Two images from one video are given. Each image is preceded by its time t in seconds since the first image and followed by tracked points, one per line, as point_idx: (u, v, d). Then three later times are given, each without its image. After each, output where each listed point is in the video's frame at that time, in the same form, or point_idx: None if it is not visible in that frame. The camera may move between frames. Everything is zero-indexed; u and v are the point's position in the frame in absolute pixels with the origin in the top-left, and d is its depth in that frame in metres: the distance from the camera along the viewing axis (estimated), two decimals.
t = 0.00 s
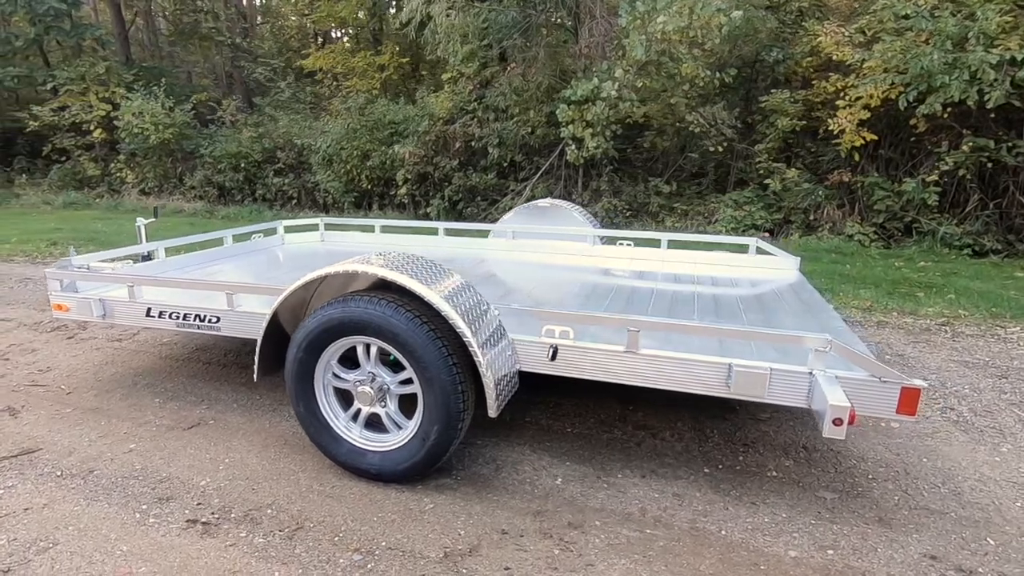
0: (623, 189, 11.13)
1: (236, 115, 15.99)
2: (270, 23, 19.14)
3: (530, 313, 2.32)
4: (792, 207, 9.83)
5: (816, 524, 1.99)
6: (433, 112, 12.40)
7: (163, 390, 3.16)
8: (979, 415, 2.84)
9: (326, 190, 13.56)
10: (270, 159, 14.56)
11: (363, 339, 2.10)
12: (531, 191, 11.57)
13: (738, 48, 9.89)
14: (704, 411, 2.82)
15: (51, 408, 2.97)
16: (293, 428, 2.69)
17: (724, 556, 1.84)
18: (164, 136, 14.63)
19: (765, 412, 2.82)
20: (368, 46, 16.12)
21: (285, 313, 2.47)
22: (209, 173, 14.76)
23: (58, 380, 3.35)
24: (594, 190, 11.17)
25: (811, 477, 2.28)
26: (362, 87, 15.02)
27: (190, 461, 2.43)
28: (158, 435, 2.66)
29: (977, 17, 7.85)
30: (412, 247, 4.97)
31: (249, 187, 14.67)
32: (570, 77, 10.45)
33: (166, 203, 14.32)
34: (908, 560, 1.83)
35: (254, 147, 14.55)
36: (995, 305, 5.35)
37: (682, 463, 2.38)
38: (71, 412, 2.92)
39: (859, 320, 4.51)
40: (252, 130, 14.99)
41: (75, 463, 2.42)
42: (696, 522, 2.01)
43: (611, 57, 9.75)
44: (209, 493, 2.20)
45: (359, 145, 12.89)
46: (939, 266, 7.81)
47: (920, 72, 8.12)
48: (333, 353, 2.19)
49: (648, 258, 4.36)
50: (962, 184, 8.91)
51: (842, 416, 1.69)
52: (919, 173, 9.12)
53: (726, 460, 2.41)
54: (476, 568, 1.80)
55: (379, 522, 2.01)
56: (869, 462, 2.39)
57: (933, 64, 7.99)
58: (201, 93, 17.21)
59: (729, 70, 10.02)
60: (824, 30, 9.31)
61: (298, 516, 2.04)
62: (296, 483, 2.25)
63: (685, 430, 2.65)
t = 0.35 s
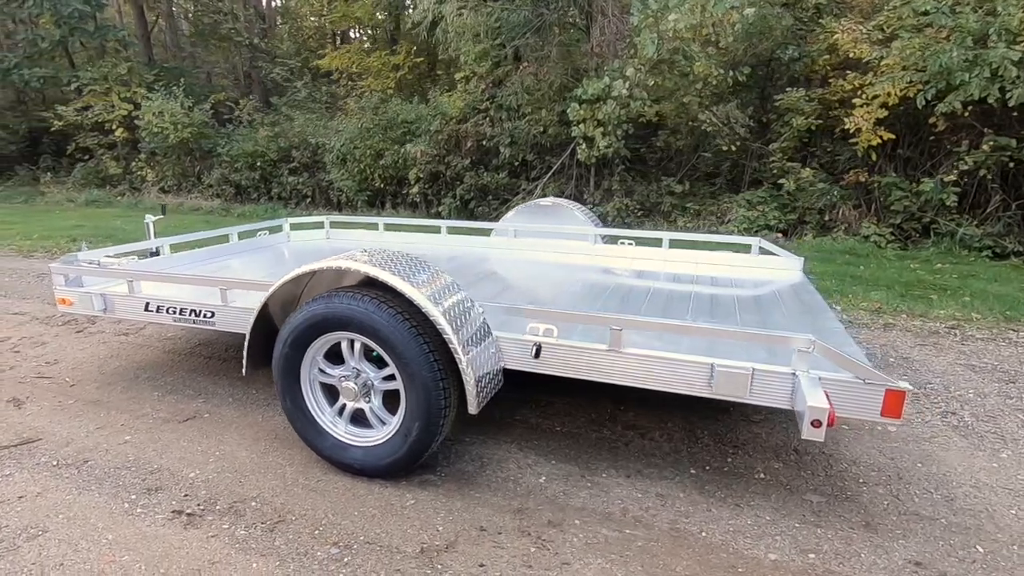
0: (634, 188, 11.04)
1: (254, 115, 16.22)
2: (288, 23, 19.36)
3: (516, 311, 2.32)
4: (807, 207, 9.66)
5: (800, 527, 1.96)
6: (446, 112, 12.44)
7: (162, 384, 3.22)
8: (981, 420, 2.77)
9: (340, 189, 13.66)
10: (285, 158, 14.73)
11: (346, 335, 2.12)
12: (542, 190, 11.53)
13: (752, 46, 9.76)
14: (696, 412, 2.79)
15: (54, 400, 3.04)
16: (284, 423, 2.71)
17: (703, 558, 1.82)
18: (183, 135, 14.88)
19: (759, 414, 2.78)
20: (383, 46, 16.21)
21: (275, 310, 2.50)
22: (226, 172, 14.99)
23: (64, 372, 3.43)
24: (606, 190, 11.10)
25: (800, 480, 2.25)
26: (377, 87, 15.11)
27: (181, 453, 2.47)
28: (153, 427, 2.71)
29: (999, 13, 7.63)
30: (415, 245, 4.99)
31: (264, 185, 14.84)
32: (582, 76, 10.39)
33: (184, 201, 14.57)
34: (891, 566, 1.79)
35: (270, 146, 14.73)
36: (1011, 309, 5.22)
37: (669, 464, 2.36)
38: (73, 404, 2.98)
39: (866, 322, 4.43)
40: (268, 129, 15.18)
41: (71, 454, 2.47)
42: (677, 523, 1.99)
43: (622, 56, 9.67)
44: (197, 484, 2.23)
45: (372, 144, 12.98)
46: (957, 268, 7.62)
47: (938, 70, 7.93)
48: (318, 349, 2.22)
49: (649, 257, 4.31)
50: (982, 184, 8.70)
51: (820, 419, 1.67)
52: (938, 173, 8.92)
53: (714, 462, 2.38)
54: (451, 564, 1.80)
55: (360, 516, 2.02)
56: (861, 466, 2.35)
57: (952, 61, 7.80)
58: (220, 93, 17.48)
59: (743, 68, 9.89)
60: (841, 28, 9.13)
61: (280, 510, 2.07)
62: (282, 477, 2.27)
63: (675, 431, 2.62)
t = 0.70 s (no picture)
0: (647, 188, 10.93)
1: (273, 115, 16.44)
2: (307, 24, 19.59)
3: (500, 309, 2.32)
4: (824, 207, 9.47)
5: (780, 531, 1.93)
6: (460, 111, 12.47)
7: (163, 376, 3.29)
8: (984, 426, 2.69)
9: (354, 187, 13.76)
10: (302, 157, 14.88)
11: (330, 330, 2.14)
12: (555, 189, 11.47)
13: (769, 43, 9.60)
14: (687, 413, 2.75)
15: (59, 392, 3.12)
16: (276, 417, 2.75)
17: (678, 560, 1.80)
18: (203, 134, 15.14)
19: (751, 415, 2.74)
20: (399, 46, 16.29)
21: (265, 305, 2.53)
22: (244, 171, 15.22)
23: (71, 365, 3.52)
24: (619, 189, 11.00)
25: (786, 483, 2.21)
26: (393, 87, 15.19)
27: (173, 445, 2.51)
28: (150, 419, 2.77)
29: None
30: (418, 243, 5.02)
31: (282, 184, 15.02)
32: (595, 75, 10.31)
33: (203, 199, 14.82)
34: (871, 573, 1.75)
35: (287, 145, 14.89)
36: None
37: (654, 465, 2.34)
38: (76, 396, 3.06)
39: (873, 325, 4.34)
40: (286, 128, 15.35)
41: (69, 444, 2.54)
42: (656, 524, 1.97)
43: (635, 55, 9.57)
44: (185, 475, 2.27)
45: (387, 144, 13.07)
46: (978, 270, 7.41)
47: (961, 67, 7.70)
48: (303, 344, 2.24)
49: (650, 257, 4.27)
50: (1007, 184, 8.44)
51: (795, 420, 1.66)
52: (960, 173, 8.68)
53: (700, 463, 2.35)
54: (425, 559, 1.81)
55: (340, 510, 2.04)
56: (852, 470, 2.30)
57: (975, 58, 7.58)
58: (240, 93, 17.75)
59: (759, 66, 9.73)
60: (860, 24, 8.91)
61: (263, 502, 2.10)
62: (269, 470, 2.30)
63: (664, 431, 2.60)
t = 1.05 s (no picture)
0: (660, 188, 10.83)
1: (290, 114, 16.62)
2: (324, 24, 19.77)
3: (487, 309, 2.31)
4: (840, 208, 9.30)
5: (763, 535, 1.91)
6: (473, 110, 12.49)
7: (165, 371, 3.35)
8: (985, 432, 2.63)
9: (368, 186, 13.86)
10: (317, 156, 15.01)
11: (316, 328, 2.16)
12: (567, 189, 11.40)
13: (784, 42, 9.46)
14: (680, 416, 2.73)
15: (65, 385, 3.20)
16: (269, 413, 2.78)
17: (656, 562, 1.79)
18: (221, 134, 15.37)
19: (744, 419, 2.70)
20: (414, 46, 16.35)
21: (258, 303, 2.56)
22: (261, 170, 15.43)
23: (78, 359, 3.61)
24: (631, 189, 10.91)
25: (775, 488, 2.18)
26: (408, 87, 15.28)
27: (168, 439, 2.56)
28: (149, 413, 2.82)
29: None
30: (423, 242, 5.06)
31: (297, 182, 15.18)
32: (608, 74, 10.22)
33: (221, 198, 15.05)
34: None
35: (303, 145, 15.03)
36: None
37: (642, 467, 2.32)
38: (80, 389, 3.14)
39: (879, 328, 4.26)
40: (302, 128, 15.49)
41: (68, 436, 2.60)
42: (637, 526, 1.96)
43: (647, 53, 9.39)
44: (177, 469, 2.32)
45: (400, 143, 13.13)
46: (999, 273, 7.20)
47: (982, 65, 7.48)
48: (292, 341, 2.27)
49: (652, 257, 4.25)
50: None
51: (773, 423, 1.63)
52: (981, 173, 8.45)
53: (688, 466, 2.33)
54: (402, 556, 1.82)
55: (324, 506, 2.06)
56: (843, 476, 2.26)
57: (998, 55, 7.35)
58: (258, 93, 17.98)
59: (774, 63, 9.57)
60: (879, 21, 8.70)
61: (249, 496, 2.13)
62: (258, 465, 2.34)
63: (655, 433, 2.58)
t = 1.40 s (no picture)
0: (675, 188, 10.71)
1: (308, 114, 16.81)
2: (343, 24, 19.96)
3: (474, 309, 2.32)
4: (859, 209, 9.10)
5: (744, 541, 1.88)
6: (487, 110, 12.49)
7: (169, 365, 3.42)
8: (986, 440, 2.56)
9: (384, 185, 13.95)
10: (333, 156, 15.14)
11: (303, 325, 2.20)
12: (580, 189, 11.31)
13: (802, 40, 9.29)
14: (672, 418, 2.70)
15: (72, 378, 3.29)
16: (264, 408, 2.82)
17: (632, 565, 1.78)
18: (240, 133, 15.63)
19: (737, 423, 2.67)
20: (431, 46, 16.40)
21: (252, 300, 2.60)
22: (280, 169, 15.66)
23: (88, 353, 3.71)
24: (645, 190, 10.77)
25: (761, 493, 2.15)
26: (424, 87, 15.35)
27: (165, 432, 2.62)
28: (149, 406, 2.89)
29: None
30: (428, 241, 5.10)
31: (314, 181, 15.34)
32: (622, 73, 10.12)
33: (241, 196, 15.30)
34: None
35: (320, 144, 15.18)
36: None
37: (627, 468, 2.31)
38: (86, 383, 3.22)
39: (888, 332, 4.17)
40: (319, 128, 15.65)
41: (70, 427, 2.68)
42: (616, 528, 1.95)
43: (661, 52, 9.22)
44: (170, 461, 2.37)
45: (415, 143, 13.17)
46: None
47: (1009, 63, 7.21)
48: (281, 338, 2.30)
49: (654, 257, 4.23)
50: None
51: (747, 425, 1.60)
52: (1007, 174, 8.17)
53: (675, 469, 2.31)
54: (379, 553, 1.83)
55: (308, 501, 2.09)
56: (834, 482, 2.21)
57: None
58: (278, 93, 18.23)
59: (792, 62, 9.39)
60: (900, 18, 8.46)
61: (237, 490, 2.17)
62: (248, 459, 2.37)
63: (644, 435, 2.56)
